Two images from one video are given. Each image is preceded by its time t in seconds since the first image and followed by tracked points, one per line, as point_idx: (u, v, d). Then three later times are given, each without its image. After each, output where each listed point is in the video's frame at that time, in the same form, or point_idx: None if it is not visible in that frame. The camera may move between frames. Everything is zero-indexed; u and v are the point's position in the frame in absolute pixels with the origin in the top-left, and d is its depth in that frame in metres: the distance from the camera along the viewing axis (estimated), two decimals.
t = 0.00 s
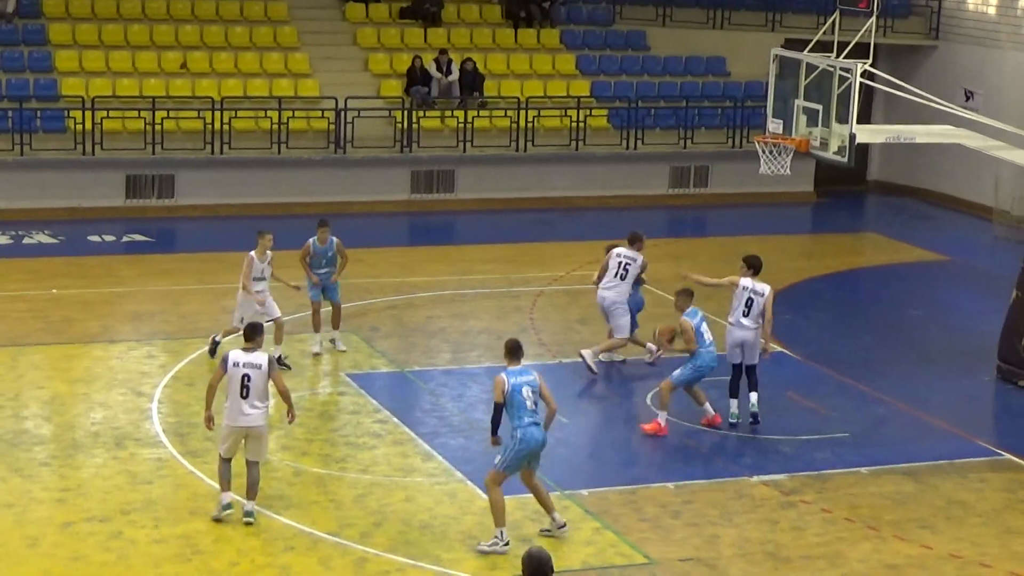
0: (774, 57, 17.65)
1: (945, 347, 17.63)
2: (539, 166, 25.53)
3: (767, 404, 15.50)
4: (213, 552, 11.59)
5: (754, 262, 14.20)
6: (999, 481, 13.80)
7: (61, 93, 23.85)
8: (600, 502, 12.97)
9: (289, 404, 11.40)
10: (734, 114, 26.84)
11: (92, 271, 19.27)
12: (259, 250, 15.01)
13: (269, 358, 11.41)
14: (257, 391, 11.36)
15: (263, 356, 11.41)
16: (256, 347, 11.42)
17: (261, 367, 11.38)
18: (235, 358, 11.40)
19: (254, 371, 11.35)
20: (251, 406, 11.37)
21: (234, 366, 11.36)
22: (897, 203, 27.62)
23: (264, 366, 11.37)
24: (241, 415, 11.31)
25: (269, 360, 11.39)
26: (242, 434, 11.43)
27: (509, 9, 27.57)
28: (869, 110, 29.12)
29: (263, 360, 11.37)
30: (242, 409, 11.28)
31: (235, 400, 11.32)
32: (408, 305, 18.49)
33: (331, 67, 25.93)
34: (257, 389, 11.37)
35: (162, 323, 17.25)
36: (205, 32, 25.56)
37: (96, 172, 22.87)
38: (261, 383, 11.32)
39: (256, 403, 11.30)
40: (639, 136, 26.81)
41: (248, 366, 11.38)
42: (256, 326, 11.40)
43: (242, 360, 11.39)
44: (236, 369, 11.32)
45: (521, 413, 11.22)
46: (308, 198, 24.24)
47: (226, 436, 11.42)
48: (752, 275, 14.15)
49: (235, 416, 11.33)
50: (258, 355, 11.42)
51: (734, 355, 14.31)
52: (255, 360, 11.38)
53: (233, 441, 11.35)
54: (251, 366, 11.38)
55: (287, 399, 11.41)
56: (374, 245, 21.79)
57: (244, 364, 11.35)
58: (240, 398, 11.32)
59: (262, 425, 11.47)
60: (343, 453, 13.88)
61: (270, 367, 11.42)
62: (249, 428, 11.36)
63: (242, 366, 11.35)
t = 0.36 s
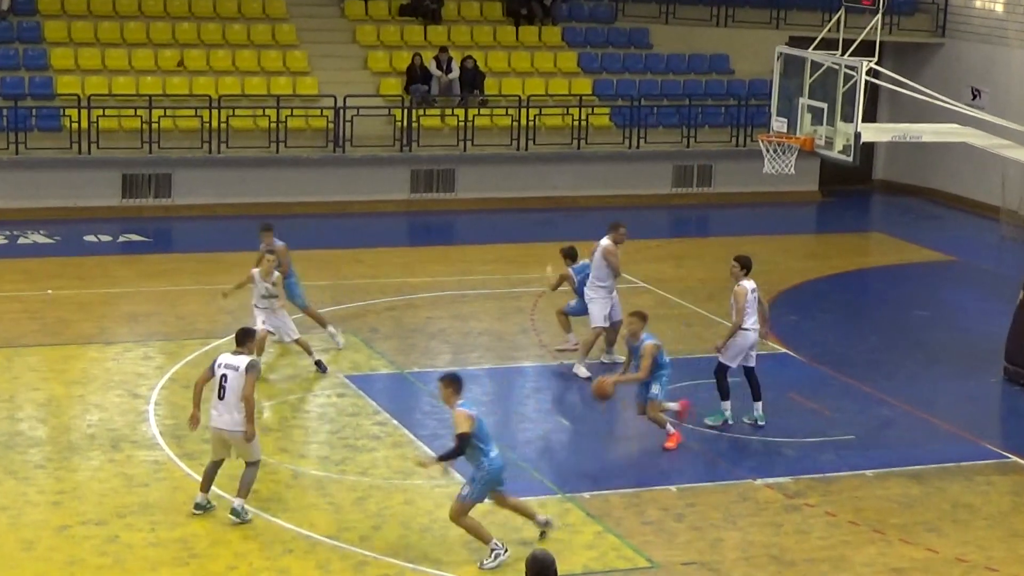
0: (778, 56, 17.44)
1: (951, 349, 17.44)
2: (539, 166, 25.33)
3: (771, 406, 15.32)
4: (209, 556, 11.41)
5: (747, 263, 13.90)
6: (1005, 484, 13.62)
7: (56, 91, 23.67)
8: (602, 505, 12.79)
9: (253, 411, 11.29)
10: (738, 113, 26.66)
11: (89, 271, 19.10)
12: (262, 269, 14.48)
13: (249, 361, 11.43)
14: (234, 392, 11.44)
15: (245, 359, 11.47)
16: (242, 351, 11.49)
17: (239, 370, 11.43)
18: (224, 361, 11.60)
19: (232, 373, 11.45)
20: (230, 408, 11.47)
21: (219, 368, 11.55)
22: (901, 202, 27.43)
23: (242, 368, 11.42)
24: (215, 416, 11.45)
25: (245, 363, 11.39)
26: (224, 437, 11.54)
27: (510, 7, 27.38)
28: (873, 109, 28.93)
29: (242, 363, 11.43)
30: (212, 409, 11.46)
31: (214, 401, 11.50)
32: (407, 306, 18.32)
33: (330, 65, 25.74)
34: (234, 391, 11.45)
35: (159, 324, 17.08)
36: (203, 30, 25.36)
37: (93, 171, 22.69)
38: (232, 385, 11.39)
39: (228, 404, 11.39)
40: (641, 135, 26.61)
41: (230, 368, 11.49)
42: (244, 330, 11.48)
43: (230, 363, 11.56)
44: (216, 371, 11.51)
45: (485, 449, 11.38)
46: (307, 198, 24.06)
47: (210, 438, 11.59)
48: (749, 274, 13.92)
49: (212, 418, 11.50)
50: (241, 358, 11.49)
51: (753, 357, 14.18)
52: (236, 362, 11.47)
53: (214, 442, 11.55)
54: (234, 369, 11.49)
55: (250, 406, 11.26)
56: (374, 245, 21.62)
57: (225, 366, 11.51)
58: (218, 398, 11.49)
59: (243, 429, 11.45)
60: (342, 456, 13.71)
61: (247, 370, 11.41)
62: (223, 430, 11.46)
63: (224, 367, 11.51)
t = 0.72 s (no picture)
0: (779, 56, 17.46)
1: (952, 350, 17.44)
2: (540, 166, 25.33)
3: (772, 407, 15.32)
4: (210, 557, 11.41)
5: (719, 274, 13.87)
6: (1007, 485, 13.62)
7: (57, 92, 23.68)
8: (603, 506, 12.79)
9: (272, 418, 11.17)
10: (739, 114, 26.67)
11: (90, 272, 19.10)
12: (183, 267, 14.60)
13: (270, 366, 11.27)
14: (254, 396, 11.31)
15: (266, 363, 11.30)
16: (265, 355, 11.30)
17: (260, 374, 11.27)
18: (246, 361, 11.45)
19: (253, 376, 11.31)
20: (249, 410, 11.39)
21: (240, 368, 11.42)
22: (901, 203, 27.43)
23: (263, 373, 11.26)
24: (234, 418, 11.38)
25: (268, 369, 11.26)
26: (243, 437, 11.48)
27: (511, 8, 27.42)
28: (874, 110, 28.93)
29: (262, 367, 11.27)
30: (231, 410, 11.36)
31: (233, 402, 11.40)
32: (408, 307, 18.32)
33: (331, 66, 25.76)
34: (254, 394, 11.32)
35: (160, 325, 17.08)
36: (204, 30, 25.37)
37: (94, 172, 22.69)
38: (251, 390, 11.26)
39: (246, 408, 11.28)
40: (642, 136, 26.59)
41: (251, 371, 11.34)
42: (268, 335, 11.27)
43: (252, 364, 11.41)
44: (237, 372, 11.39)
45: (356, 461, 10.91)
46: (308, 199, 24.08)
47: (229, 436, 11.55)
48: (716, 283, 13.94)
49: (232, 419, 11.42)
50: (263, 362, 11.33)
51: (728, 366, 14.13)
52: (258, 365, 11.32)
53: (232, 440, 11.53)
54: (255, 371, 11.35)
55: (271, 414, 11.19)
56: (374, 245, 21.62)
57: (246, 367, 11.37)
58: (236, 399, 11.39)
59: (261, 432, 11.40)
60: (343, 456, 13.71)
61: (269, 375, 11.29)
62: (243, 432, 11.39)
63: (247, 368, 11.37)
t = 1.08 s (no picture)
0: (788, 58, 17.51)
1: (959, 351, 17.42)
2: (548, 167, 25.39)
3: (779, 407, 15.31)
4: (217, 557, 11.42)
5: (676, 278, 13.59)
6: (1014, 487, 13.59)
7: (64, 93, 23.68)
8: (610, 507, 12.79)
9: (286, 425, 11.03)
10: (746, 114, 26.65)
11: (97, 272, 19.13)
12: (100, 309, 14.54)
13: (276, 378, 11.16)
14: (262, 408, 11.15)
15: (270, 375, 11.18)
16: (266, 367, 11.15)
17: (268, 386, 11.13)
18: (244, 375, 11.22)
19: (259, 388, 11.12)
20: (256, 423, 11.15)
21: (240, 383, 11.17)
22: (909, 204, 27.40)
23: (267, 385, 11.12)
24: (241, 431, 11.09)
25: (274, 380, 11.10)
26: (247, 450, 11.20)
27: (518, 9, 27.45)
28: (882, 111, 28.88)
29: (268, 378, 11.13)
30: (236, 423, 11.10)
31: (237, 416, 11.12)
32: (415, 307, 18.33)
33: (337, 67, 25.77)
34: (262, 405, 11.15)
35: (167, 325, 17.10)
36: (211, 32, 25.38)
37: (101, 172, 22.73)
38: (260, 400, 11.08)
39: (259, 418, 11.08)
40: (649, 137, 26.55)
41: (256, 383, 11.15)
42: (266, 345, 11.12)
43: (250, 378, 11.20)
44: (240, 386, 11.14)
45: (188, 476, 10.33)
46: (317, 199, 24.17)
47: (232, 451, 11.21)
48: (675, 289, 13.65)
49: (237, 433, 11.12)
50: (265, 374, 11.18)
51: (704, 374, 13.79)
52: (261, 377, 11.15)
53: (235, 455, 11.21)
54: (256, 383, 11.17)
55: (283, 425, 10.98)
56: (382, 245, 21.64)
57: (250, 381, 11.17)
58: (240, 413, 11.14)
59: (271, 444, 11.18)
60: (350, 457, 13.73)
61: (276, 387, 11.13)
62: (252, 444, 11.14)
63: (249, 382, 11.18)
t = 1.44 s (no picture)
0: (835, 60, 17.54)
1: (1009, 356, 17.29)
2: (598, 170, 25.57)
3: (828, 411, 15.23)
4: (264, 557, 11.40)
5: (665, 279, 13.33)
6: None
7: (113, 93, 23.69)
8: (656, 510, 12.75)
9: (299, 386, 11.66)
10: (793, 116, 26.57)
11: (145, 272, 19.22)
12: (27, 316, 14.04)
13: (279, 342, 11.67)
14: (275, 373, 11.64)
15: (273, 341, 11.65)
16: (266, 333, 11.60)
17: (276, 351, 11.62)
18: (249, 347, 11.57)
19: (270, 357, 11.58)
20: (266, 390, 11.64)
21: (250, 356, 11.54)
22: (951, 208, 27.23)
23: (273, 349, 11.62)
24: (259, 401, 11.56)
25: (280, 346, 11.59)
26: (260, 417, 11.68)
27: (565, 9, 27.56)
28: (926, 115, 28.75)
29: (275, 345, 11.61)
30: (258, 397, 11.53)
31: (254, 386, 11.58)
32: (462, 309, 18.32)
33: (384, 68, 25.77)
34: (275, 373, 11.64)
35: (215, 325, 17.14)
36: (260, 32, 25.50)
37: (147, 172, 23.02)
38: (275, 368, 11.57)
39: (277, 387, 11.60)
40: (697, 139, 26.51)
41: (265, 352, 11.57)
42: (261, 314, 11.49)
43: (254, 348, 11.59)
44: (253, 358, 11.53)
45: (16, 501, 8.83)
46: (365, 200, 24.41)
47: (248, 424, 11.65)
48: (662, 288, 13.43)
49: (255, 403, 11.58)
50: (267, 341, 11.63)
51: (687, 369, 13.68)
52: (267, 346, 11.59)
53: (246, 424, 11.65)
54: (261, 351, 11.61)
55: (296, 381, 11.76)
56: (427, 247, 21.67)
57: (259, 351, 11.56)
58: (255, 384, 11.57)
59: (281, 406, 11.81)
60: (397, 458, 13.71)
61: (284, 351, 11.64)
62: (274, 412, 11.65)
63: (258, 353, 11.56)
